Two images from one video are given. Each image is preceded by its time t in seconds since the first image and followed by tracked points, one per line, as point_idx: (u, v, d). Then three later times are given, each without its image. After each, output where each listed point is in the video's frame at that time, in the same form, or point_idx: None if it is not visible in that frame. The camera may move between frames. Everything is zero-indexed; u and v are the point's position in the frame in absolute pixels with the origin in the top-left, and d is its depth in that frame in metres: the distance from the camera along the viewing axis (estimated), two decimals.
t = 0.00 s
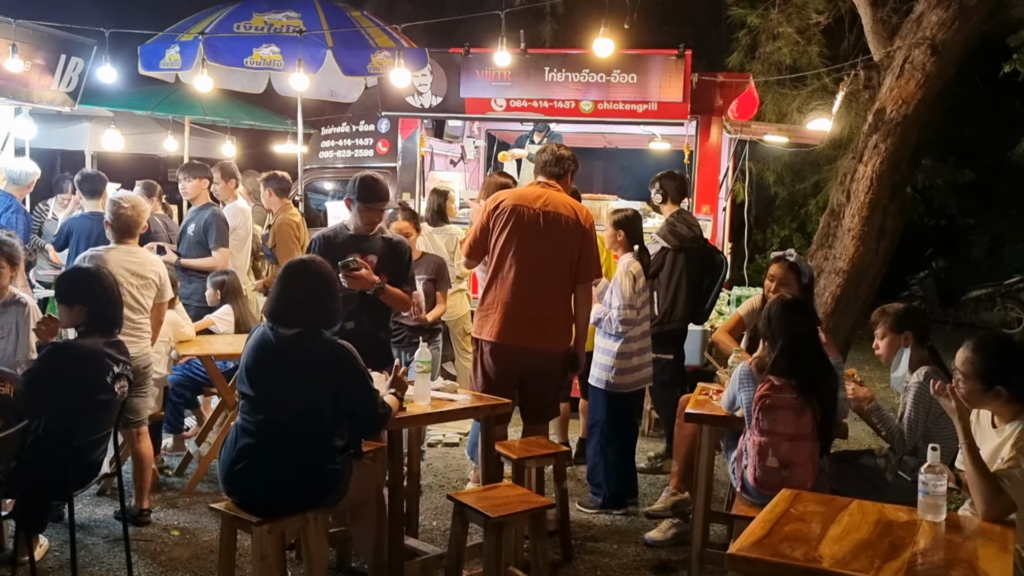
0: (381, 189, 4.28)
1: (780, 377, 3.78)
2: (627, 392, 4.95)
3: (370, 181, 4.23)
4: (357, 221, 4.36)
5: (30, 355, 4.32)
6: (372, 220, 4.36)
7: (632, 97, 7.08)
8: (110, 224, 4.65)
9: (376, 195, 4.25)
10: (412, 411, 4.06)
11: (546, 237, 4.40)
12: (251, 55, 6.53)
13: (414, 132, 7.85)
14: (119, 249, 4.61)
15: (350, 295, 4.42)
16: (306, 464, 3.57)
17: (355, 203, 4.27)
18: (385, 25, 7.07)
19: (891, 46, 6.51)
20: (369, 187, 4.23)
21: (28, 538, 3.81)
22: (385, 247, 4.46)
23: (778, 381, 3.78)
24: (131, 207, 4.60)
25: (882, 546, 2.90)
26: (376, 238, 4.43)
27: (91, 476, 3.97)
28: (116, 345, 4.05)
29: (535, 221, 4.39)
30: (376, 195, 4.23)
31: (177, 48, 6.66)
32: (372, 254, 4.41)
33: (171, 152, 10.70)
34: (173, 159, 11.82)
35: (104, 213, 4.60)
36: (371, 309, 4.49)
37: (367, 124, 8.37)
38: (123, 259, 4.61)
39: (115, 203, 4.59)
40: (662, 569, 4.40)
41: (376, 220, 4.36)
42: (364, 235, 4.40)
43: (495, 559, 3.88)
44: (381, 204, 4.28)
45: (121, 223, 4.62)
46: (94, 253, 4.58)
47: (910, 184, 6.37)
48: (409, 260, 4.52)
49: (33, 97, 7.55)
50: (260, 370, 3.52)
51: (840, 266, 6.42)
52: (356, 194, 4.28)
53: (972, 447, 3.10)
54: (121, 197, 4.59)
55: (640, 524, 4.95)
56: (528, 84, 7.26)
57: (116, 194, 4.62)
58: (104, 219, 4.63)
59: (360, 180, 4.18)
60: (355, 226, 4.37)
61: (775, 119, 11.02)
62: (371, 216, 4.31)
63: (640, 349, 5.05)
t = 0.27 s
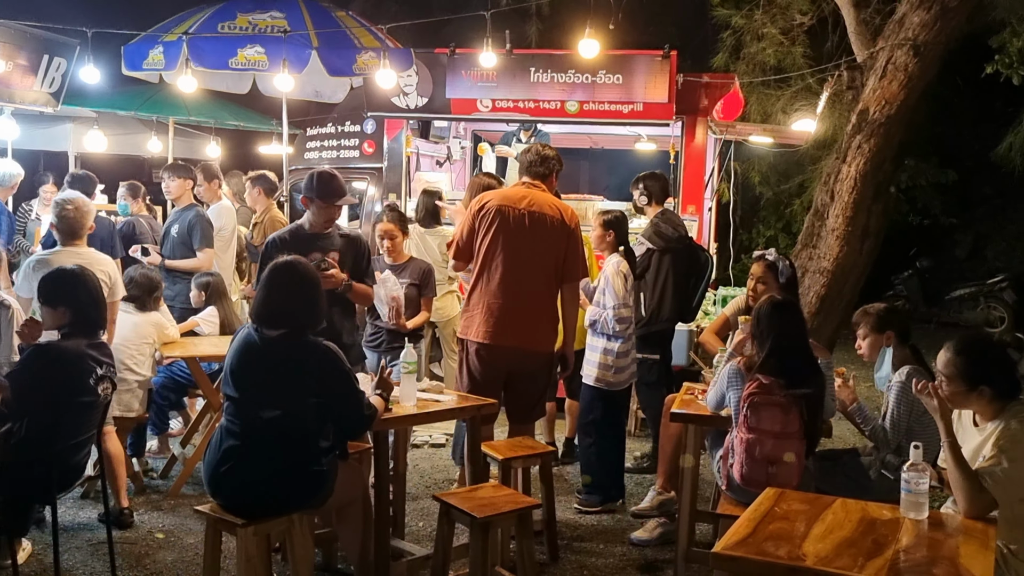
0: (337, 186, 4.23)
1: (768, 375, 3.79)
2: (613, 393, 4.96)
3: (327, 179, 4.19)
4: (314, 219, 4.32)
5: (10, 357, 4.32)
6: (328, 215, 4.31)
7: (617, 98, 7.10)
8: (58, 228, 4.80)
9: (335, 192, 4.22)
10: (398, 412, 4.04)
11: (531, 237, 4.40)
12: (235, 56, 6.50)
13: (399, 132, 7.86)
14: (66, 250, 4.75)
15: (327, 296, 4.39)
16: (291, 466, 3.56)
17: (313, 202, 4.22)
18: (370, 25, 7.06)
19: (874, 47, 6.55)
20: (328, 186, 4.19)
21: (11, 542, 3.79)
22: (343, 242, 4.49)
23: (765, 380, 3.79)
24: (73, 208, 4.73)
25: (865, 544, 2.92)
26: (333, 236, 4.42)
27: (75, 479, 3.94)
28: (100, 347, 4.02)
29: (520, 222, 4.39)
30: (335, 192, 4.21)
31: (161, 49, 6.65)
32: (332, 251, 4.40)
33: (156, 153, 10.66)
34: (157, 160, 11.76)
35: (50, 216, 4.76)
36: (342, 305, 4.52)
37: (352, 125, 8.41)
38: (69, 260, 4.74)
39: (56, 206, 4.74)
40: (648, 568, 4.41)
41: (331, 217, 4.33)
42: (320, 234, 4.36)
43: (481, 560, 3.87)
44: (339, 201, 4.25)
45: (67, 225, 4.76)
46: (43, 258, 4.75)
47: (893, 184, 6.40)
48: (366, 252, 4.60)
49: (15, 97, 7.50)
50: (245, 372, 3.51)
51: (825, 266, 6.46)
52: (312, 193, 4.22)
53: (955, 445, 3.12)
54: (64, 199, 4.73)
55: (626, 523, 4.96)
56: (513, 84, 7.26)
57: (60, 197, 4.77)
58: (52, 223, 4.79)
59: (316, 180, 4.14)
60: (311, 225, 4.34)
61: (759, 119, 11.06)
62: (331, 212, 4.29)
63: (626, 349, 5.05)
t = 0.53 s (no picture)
0: (307, 184, 4.24)
1: (755, 371, 3.79)
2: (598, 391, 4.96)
3: (298, 178, 4.19)
4: (285, 220, 4.30)
5: None
6: (299, 215, 4.30)
7: (602, 98, 7.11)
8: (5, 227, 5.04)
9: (306, 192, 4.22)
10: (383, 413, 4.03)
11: (516, 237, 4.41)
12: (218, 56, 6.50)
13: (385, 132, 7.91)
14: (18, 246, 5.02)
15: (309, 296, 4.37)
16: (276, 467, 3.54)
17: (285, 203, 4.21)
18: (355, 25, 7.04)
19: (856, 47, 6.59)
20: (299, 185, 4.19)
21: None
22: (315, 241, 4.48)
23: (751, 376, 3.79)
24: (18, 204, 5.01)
25: (848, 540, 2.93)
26: (304, 236, 4.40)
27: (58, 482, 3.91)
28: (83, 349, 3.99)
29: (505, 222, 4.40)
30: (306, 192, 4.21)
31: (144, 49, 6.63)
32: (305, 251, 4.38)
33: (139, 154, 10.61)
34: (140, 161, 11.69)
35: None
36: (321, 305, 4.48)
37: (338, 125, 8.31)
38: (20, 256, 5.02)
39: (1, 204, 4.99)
40: (634, 566, 4.42)
41: (301, 217, 4.31)
42: (290, 234, 4.34)
43: (467, 560, 3.87)
44: (310, 201, 4.25)
45: (14, 221, 5.01)
46: None
47: (877, 183, 6.45)
48: (338, 250, 4.59)
49: None
50: (229, 372, 3.50)
51: (809, 265, 6.49)
52: (283, 194, 4.21)
53: (937, 441, 3.14)
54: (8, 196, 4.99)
55: (613, 522, 4.96)
56: (499, 84, 7.26)
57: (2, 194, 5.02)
58: None
59: (286, 180, 4.13)
60: (281, 225, 4.31)
61: (744, 119, 11.10)
62: (304, 212, 4.28)
63: (612, 348, 5.06)
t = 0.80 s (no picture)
0: (305, 189, 4.21)
1: (736, 369, 3.78)
2: (583, 391, 4.96)
3: (295, 181, 4.16)
4: (281, 222, 4.27)
5: None
6: (296, 218, 4.28)
7: (587, 97, 7.12)
8: None
9: (303, 195, 4.19)
10: (368, 413, 4.01)
11: (501, 236, 4.41)
12: (201, 56, 6.44)
13: (370, 133, 7.94)
14: None
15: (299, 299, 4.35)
16: (260, 469, 3.52)
17: (281, 206, 4.18)
18: (338, 24, 7.03)
19: (839, 46, 6.63)
20: (297, 189, 4.17)
21: None
22: (310, 245, 4.44)
23: (733, 373, 3.78)
24: None
25: (832, 537, 2.94)
26: (299, 238, 4.38)
27: (39, 486, 3.88)
28: (63, 351, 3.96)
29: (490, 221, 4.39)
30: (303, 195, 4.18)
31: (126, 49, 6.58)
32: (300, 254, 4.35)
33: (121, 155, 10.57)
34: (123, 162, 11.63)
35: None
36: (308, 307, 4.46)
37: (321, 126, 8.48)
38: None
39: None
40: (620, 565, 4.42)
41: (298, 220, 4.29)
42: (287, 236, 4.32)
43: (453, 560, 3.86)
44: (308, 204, 4.23)
45: None
46: None
47: (860, 181, 6.48)
48: (333, 253, 4.55)
49: None
50: (212, 374, 3.48)
51: (793, 263, 6.51)
52: (280, 197, 4.18)
53: (920, 438, 3.15)
54: None
55: (598, 521, 4.96)
56: (483, 84, 7.26)
57: None
58: None
59: (284, 182, 4.10)
60: (277, 227, 4.29)
61: (728, 118, 11.12)
62: (301, 216, 4.26)
63: (597, 348, 5.07)
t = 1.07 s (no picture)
0: (313, 193, 4.25)
1: (714, 369, 3.81)
2: (566, 391, 4.96)
3: (304, 185, 4.20)
4: (288, 225, 4.30)
5: None
6: (303, 223, 4.30)
7: (570, 98, 7.13)
8: None
9: (311, 200, 4.22)
10: (350, 414, 3.99)
11: (482, 237, 4.40)
12: (181, 57, 6.43)
13: (352, 134, 7.92)
14: None
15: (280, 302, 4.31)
16: (241, 470, 3.50)
17: (287, 208, 4.21)
18: (319, 25, 7.02)
19: (819, 46, 6.66)
20: (304, 192, 4.20)
21: None
22: (315, 251, 4.44)
23: (711, 374, 3.80)
24: None
25: (812, 533, 2.95)
26: (305, 243, 4.38)
27: (16, 491, 3.84)
28: (41, 354, 3.92)
29: (472, 221, 4.39)
30: (311, 200, 4.21)
31: (105, 50, 6.54)
32: (303, 259, 4.36)
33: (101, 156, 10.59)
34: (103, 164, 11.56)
35: None
36: (291, 310, 4.40)
37: (303, 127, 8.39)
38: None
39: None
40: (604, 565, 4.43)
41: (305, 225, 4.32)
42: (294, 239, 4.34)
43: (435, 560, 3.86)
44: (314, 211, 4.25)
45: None
46: None
47: (840, 181, 6.51)
48: (337, 263, 4.52)
49: None
50: (191, 375, 3.45)
51: (775, 263, 6.54)
52: (287, 200, 4.22)
53: (899, 435, 3.16)
54: None
55: (582, 521, 4.97)
56: (465, 84, 7.25)
57: None
58: None
59: (293, 184, 4.16)
60: (284, 230, 4.31)
61: (710, 118, 11.15)
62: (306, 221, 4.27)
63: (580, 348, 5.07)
